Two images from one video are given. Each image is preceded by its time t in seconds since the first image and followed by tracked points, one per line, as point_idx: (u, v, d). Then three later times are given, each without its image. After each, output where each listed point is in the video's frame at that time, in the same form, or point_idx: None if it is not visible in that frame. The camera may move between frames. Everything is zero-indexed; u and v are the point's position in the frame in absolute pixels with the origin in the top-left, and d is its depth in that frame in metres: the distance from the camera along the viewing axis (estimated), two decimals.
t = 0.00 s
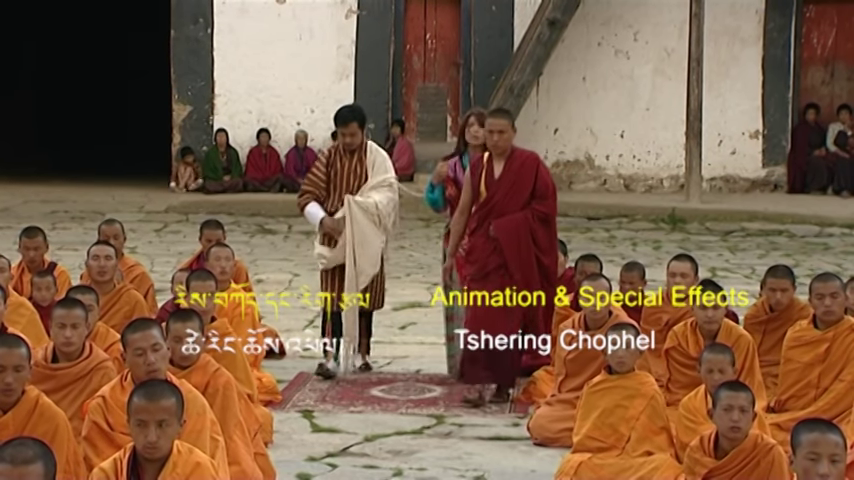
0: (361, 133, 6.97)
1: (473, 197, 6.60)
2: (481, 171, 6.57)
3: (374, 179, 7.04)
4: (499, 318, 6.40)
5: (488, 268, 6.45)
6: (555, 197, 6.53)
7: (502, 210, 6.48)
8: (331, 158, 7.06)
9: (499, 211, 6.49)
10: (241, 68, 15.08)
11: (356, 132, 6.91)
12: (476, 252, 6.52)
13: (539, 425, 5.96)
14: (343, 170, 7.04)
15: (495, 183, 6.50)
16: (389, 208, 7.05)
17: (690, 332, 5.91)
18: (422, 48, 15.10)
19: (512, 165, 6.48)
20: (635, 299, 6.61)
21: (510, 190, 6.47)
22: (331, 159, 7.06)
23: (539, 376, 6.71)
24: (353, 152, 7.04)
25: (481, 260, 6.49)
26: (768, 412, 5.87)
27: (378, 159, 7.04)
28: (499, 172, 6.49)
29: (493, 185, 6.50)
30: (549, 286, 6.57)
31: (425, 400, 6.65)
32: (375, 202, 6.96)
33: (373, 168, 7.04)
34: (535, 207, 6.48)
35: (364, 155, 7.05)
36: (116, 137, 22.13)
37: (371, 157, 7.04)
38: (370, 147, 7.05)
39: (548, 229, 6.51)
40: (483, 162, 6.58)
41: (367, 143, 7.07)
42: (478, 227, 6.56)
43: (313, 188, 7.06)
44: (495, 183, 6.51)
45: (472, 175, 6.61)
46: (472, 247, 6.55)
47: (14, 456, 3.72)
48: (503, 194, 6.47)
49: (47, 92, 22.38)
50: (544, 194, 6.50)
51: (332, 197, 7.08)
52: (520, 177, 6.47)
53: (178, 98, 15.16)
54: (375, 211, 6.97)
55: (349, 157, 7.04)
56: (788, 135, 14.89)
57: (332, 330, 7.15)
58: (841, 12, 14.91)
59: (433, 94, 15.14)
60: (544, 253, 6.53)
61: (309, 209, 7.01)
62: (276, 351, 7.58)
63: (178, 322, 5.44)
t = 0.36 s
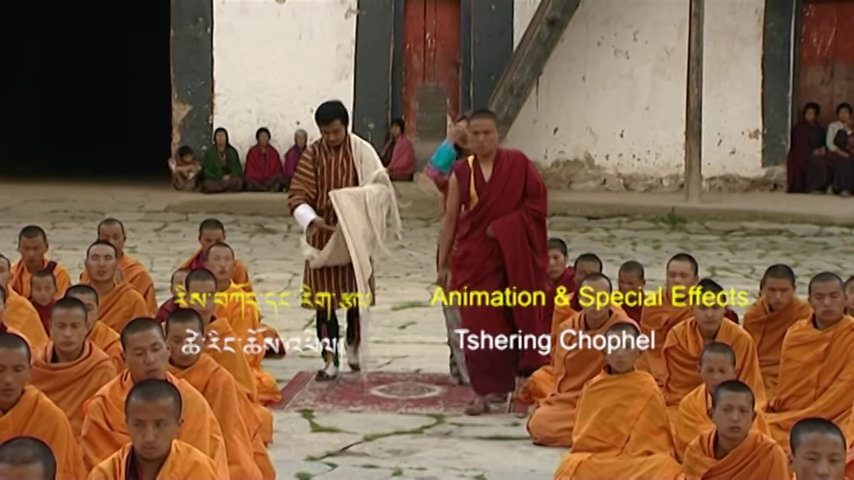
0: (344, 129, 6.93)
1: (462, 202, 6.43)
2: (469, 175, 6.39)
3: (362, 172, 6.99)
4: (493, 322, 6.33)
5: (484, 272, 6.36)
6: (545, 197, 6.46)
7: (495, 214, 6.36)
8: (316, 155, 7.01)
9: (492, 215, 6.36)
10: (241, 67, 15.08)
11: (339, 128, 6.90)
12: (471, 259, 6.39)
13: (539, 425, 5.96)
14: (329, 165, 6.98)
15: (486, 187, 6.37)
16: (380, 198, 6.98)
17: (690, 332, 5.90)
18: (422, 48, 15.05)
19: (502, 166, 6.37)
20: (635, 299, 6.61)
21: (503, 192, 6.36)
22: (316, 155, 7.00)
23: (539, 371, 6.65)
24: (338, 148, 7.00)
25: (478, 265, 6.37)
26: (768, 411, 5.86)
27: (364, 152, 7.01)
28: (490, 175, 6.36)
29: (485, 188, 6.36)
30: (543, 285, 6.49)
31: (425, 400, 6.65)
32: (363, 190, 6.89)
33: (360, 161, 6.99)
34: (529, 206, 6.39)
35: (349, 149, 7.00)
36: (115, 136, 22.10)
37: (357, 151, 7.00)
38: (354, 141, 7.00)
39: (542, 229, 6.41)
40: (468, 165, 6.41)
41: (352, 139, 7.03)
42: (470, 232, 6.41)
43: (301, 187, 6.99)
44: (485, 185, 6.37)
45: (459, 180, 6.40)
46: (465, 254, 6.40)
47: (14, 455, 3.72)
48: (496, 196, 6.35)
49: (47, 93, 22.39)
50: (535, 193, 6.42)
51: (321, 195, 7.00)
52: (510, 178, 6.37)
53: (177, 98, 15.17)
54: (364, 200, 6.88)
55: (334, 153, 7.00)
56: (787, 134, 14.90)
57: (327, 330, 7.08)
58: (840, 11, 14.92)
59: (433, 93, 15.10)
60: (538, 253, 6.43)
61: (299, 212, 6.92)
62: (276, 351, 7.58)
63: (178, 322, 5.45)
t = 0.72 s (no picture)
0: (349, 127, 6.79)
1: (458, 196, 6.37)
2: (468, 169, 6.33)
3: (365, 175, 6.89)
4: (495, 320, 6.28)
5: (481, 269, 6.33)
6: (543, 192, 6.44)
7: (493, 209, 6.33)
8: (318, 153, 6.85)
9: (491, 210, 6.32)
10: (240, 63, 15.08)
11: (345, 125, 6.76)
12: (469, 254, 6.35)
13: (539, 420, 5.96)
14: (331, 165, 6.85)
15: (485, 181, 6.32)
16: (378, 204, 6.91)
17: (690, 327, 5.89)
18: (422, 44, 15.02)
19: (501, 160, 6.33)
20: (635, 299, 6.60)
21: (501, 187, 6.32)
22: (318, 154, 6.85)
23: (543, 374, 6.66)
24: (340, 147, 6.86)
25: (476, 262, 6.33)
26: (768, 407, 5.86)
27: (367, 154, 6.90)
28: (488, 169, 6.32)
29: (483, 183, 6.31)
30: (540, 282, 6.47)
31: (425, 395, 6.65)
32: (361, 194, 6.82)
33: (364, 163, 6.88)
34: (526, 201, 6.37)
35: (352, 149, 6.87)
36: (115, 132, 22.08)
37: (360, 152, 6.88)
38: (357, 142, 6.88)
39: (539, 224, 6.40)
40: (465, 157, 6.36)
41: (354, 138, 6.90)
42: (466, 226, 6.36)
43: (306, 186, 6.84)
44: (483, 179, 6.32)
45: (456, 173, 6.34)
46: (463, 249, 6.36)
47: (14, 451, 3.72)
48: (494, 191, 6.31)
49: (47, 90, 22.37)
50: (532, 189, 6.39)
51: (324, 195, 6.87)
52: (509, 173, 6.33)
53: (178, 93, 15.17)
54: (360, 206, 6.81)
55: (336, 152, 6.86)
56: (788, 130, 14.90)
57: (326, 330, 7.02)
58: (841, 7, 14.91)
59: (434, 89, 15.06)
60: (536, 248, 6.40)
61: (305, 213, 6.79)
62: (277, 347, 7.57)
63: (179, 318, 5.49)
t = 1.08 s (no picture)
0: (361, 123, 6.68)
1: (467, 197, 6.25)
2: (478, 168, 6.22)
3: (377, 173, 6.76)
4: (496, 323, 6.11)
5: (486, 274, 6.17)
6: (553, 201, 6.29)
7: (501, 211, 6.18)
8: (329, 150, 6.75)
9: (499, 212, 6.17)
10: (241, 62, 15.08)
11: (357, 121, 6.64)
12: (474, 257, 6.20)
13: (540, 419, 5.96)
14: (342, 160, 6.73)
15: (495, 182, 6.18)
16: (389, 203, 6.74)
17: (689, 325, 5.88)
18: (423, 41, 15.05)
19: (512, 164, 6.19)
20: (635, 299, 6.59)
21: (510, 190, 6.18)
22: (329, 151, 6.75)
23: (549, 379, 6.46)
24: (352, 144, 6.75)
25: (481, 266, 6.18)
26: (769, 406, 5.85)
27: (379, 152, 6.76)
28: (499, 171, 6.19)
29: (493, 184, 6.18)
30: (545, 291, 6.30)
31: (425, 394, 6.65)
32: (370, 192, 6.66)
33: (375, 161, 6.75)
34: (535, 208, 6.22)
35: (364, 146, 6.75)
36: (114, 130, 22.07)
37: (371, 149, 6.75)
38: (369, 139, 6.76)
39: (546, 233, 6.23)
40: (477, 158, 6.24)
41: (368, 136, 6.78)
42: (473, 229, 6.21)
43: (313, 183, 6.76)
44: (493, 181, 6.19)
45: (466, 173, 6.23)
46: (469, 252, 6.21)
47: (15, 450, 3.72)
48: (504, 193, 6.17)
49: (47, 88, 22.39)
50: (542, 196, 6.25)
51: (332, 192, 6.77)
52: (520, 177, 6.19)
53: (178, 92, 15.16)
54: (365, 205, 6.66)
55: (348, 148, 6.74)
56: (789, 128, 14.89)
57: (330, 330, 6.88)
58: (841, 5, 14.90)
59: (434, 87, 15.07)
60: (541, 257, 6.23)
61: (309, 212, 6.68)
62: (277, 346, 7.57)
63: (178, 316, 5.52)
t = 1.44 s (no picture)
0: (361, 125, 6.47)
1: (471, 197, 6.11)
2: (482, 169, 6.05)
3: (381, 176, 6.55)
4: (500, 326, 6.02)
5: (492, 276, 6.04)
6: (560, 197, 6.15)
7: (506, 211, 6.04)
8: (332, 153, 6.57)
9: (504, 212, 6.03)
10: (241, 59, 15.07)
11: (357, 123, 6.44)
12: (479, 258, 6.07)
13: (540, 416, 5.97)
14: (345, 164, 6.54)
15: (499, 182, 6.03)
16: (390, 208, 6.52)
17: (690, 323, 5.86)
18: (424, 38, 15.08)
19: (518, 162, 6.04)
20: (635, 297, 6.59)
21: (516, 190, 6.03)
22: (331, 155, 6.57)
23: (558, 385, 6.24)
24: (354, 146, 6.53)
25: (485, 268, 6.05)
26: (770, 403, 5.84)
27: (384, 153, 6.55)
28: (504, 170, 6.04)
29: (497, 184, 6.03)
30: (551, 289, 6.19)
31: (426, 391, 6.65)
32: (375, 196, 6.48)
33: (378, 163, 6.55)
34: (541, 205, 6.08)
35: (366, 147, 6.53)
36: (114, 127, 22.05)
37: (374, 152, 6.54)
38: (372, 141, 6.54)
39: (554, 230, 6.11)
40: (480, 157, 6.08)
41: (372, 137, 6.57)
42: (478, 230, 6.08)
43: (316, 189, 6.60)
44: (499, 181, 6.04)
45: (470, 172, 6.06)
46: (473, 253, 6.08)
47: (16, 448, 3.72)
48: (509, 193, 6.03)
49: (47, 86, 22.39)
50: (548, 193, 6.11)
51: (336, 195, 6.60)
52: (526, 175, 6.05)
53: (179, 89, 15.14)
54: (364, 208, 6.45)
55: (351, 151, 6.53)
56: (790, 125, 14.90)
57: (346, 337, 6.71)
58: (842, 3, 14.90)
59: (435, 84, 15.11)
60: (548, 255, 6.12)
61: (314, 217, 6.56)
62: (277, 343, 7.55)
63: (179, 314, 5.61)
